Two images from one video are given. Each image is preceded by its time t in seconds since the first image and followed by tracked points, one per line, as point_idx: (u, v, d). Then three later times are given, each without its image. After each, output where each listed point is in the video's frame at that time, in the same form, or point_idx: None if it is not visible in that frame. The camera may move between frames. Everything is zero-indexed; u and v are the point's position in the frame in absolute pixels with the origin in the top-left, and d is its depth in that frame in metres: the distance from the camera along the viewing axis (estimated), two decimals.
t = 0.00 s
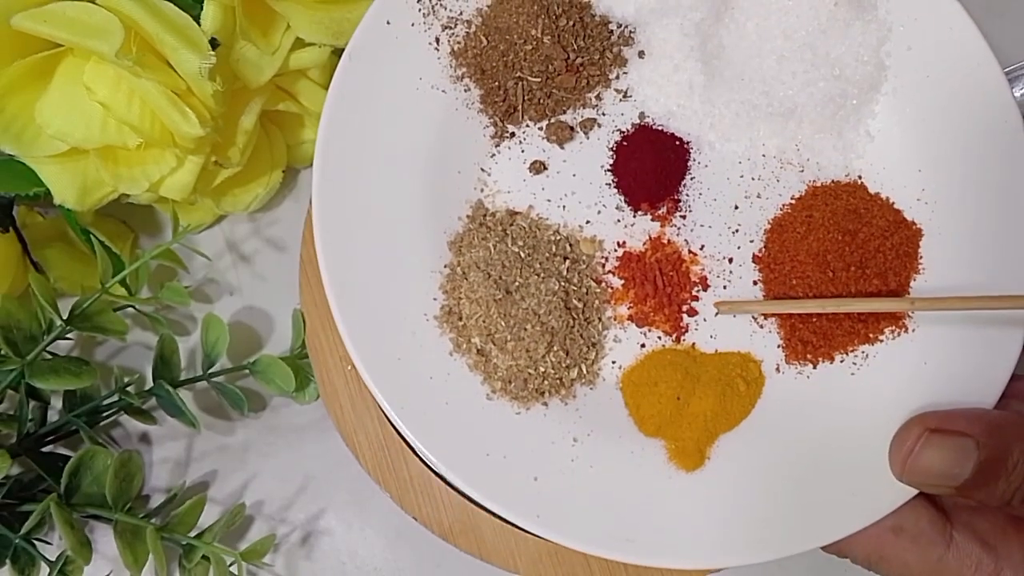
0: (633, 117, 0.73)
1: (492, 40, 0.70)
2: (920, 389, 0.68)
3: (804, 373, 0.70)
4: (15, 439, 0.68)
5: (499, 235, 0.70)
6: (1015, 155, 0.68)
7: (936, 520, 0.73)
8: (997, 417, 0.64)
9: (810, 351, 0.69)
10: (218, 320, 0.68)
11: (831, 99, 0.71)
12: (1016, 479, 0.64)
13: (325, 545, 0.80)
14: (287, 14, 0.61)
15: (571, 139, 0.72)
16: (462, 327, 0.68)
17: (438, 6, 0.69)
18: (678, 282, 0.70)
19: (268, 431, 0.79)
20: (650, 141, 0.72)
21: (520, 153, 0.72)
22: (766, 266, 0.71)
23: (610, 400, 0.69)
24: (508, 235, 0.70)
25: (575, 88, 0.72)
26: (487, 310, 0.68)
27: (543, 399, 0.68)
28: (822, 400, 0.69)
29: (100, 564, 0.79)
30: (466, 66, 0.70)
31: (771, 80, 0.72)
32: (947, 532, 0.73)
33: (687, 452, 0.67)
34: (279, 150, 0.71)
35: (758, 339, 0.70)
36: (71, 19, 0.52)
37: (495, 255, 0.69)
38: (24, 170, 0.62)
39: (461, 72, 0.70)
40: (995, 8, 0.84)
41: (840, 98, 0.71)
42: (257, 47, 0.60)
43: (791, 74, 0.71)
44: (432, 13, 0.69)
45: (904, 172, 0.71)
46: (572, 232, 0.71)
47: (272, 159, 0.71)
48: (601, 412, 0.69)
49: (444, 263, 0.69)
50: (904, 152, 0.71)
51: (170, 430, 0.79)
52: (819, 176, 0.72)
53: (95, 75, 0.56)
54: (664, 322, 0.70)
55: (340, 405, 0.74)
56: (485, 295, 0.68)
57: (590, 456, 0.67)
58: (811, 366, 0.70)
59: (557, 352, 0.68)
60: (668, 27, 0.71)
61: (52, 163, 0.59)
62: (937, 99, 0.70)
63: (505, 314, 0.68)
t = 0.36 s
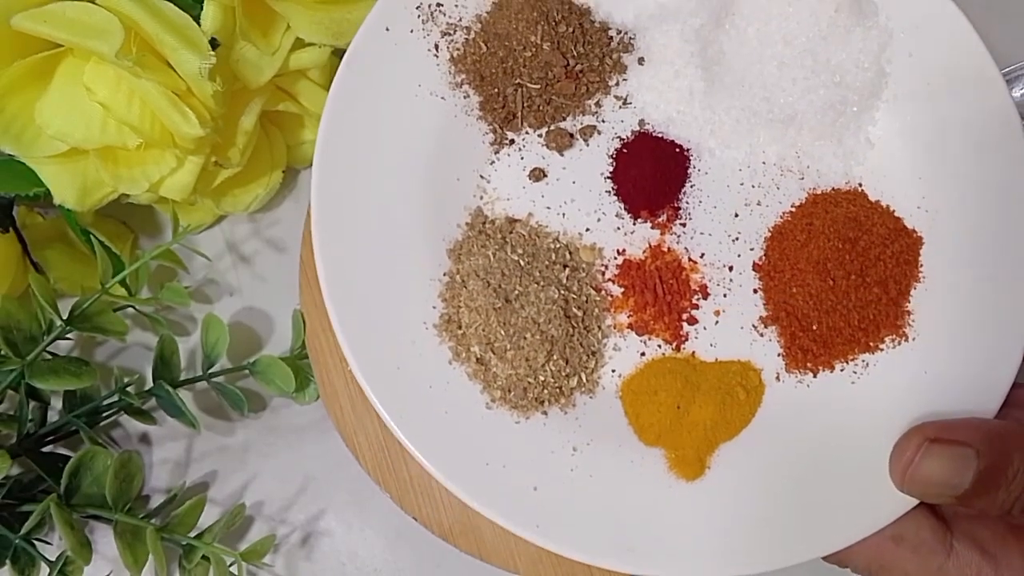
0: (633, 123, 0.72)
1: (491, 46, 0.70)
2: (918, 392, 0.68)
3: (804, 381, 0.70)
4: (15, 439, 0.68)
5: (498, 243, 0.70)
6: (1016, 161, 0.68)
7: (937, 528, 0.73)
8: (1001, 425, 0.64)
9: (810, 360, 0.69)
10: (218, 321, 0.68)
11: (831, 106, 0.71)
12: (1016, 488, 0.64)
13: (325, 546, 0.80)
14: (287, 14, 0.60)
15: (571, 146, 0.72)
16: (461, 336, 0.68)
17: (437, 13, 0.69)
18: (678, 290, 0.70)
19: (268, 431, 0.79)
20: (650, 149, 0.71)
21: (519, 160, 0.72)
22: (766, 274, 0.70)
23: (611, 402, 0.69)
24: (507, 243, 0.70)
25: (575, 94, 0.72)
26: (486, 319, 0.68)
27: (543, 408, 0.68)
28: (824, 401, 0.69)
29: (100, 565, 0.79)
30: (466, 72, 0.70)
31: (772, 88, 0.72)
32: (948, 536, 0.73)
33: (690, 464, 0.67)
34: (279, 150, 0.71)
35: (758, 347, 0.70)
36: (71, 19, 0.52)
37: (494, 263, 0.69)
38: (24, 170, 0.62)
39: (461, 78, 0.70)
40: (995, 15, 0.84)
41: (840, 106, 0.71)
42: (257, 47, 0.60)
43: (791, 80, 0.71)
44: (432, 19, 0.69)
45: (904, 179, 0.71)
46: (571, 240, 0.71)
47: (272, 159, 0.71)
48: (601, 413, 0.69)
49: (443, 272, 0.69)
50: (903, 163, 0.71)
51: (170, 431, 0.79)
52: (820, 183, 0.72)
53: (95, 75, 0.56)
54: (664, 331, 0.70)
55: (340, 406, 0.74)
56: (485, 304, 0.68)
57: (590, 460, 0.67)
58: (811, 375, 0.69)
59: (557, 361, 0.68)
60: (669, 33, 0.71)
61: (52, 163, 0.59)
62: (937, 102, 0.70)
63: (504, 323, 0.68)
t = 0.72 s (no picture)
0: (645, 120, 0.71)
1: (502, 41, 0.69)
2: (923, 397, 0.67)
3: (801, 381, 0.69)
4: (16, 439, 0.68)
5: (507, 240, 0.69)
6: None
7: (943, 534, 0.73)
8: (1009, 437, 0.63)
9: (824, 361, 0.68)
10: (218, 320, 0.68)
11: (844, 107, 0.69)
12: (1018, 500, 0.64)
13: (325, 545, 0.80)
14: (287, 14, 0.61)
15: (582, 142, 0.70)
16: (470, 333, 0.68)
17: (449, 7, 0.68)
18: (688, 289, 0.69)
19: (268, 430, 0.79)
20: (662, 145, 0.70)
21: (531, 157, 0.70)
22: (778, 274, 0.69)
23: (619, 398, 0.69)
24: (517, 240, 0.69)
25: (587, 91, 0.70)
26: (496, 318, 0.67)
27: (551, 408, 0.67)
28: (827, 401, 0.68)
29: (100, 564, 0.79)
30: (477, 67, 0.69)
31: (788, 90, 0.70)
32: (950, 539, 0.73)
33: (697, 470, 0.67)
34: (280, 150, 0.71)
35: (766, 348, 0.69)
36: (72, 19, 0.52)
37: (503, 260, 0.68)
38: (25, 170, 0.62)
39: (472, 73, 0.69)
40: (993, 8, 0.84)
41: (852, 106, 0.69)
42: (257, 46, 0.61)
43: (803, 81, 0.69)
44: (443, 13, 0.68)
45: (918, 181, 0.69)
46: (581, 238, 0.70)
47: (272, 158, 0.70)
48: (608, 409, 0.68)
49: (451, 268, 0.69)
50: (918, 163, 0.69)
51: (170, 430, 0.79)
52: (834, 183, 0.70)
53: (96, 75, 0.56)
54: (673, 331, 0.69)
55: (340, 403, 0.74)
56: (493, 302, 0.68)
57: (596, 461, 0.67)
58: (822, 376, 0.69)
59: (564, 362, 0.68)
60: (681, 31, 0.69)
61: (53, 162, 0.59)
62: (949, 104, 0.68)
63: (514, 321, 0.67)
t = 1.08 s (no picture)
0: (671, 103, 0.65)
1: (530, 21, 0.65)
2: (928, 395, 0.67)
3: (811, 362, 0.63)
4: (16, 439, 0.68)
5: (532, 218, 0.62)
6: None
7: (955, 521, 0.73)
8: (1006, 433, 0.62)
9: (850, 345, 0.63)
10: (219, 320, 0.68)
11: (865, 95, 0.65)
12: None
13: (326, 545, 0.79)
14: (287, 14, 0.60)
15: (608, 123, 0.64)
16: (493, 309, 0.61)
17: None
18: (709, 269, 0.63)
19: (268, 430, 0.79)
20: (684, 125, 0.64)
21: (556, 136, 0.64)
22: (802, 258, 0.63)
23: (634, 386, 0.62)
24: (541, 219, 0.62)
25: (615, 72, 0.64)
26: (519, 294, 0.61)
27: (572, 381, 0.61)
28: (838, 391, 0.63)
29: (101, 564, 0.78)
30: (505, 47, 0.64)
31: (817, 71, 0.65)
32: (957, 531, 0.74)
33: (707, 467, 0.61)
34: (280, 149, 0.71)
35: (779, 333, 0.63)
36: (72, 19, 0.52)
37: (528, 238, 0.62)
38: (25, 170, 0.62)
39: (500, 53, 0.64)
40: None
41: (875, 96, 0.65)
42: (257, 46, 0.60)
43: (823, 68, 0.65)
44: None
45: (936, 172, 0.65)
46: (606, 217, 0.63)
47: (272, 158, 0.70)
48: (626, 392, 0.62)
49: (476, 246, 0.62)
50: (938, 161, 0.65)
51: (170, 430, 0.79)
52: (858, 169, 0.65)
53: (96, 75, 0.56)
54: (696, 311, 0.63)
55: (341, 403, 0.75)
56: (518, 277, 0.61)
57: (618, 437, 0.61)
58: (843, 359, 0.63)
59: (585, 341, 0.61)
60: (709, 19, 0.64)
61: (53, 162, 0.59)
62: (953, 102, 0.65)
63: (539, 296, 0.61)
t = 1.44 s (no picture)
0: (705, 93, 0.72)
1: (565, 10, 0.70)
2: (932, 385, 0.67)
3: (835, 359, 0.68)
4: (14, 440, 0.67)
5: (561, 206, 0.69)
6: None
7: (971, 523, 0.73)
8: None
9: (877, 341, 0.68)
10: (219, 321, 0.68)
11: (907, 87, 0.70)
12: None
13: (326, 546, 0.79)
14: (288, 14, 0.60)
15: (640, 113, 0.71)
16: (519, 297, 0.67)
17: None
18: (738, 263, 0.69)
19: (267, 431, 0.79)
20: (719, 118, 0.71)
21: (587, 126, 0.71)
22: (831, 255, 0.70)
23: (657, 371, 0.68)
24: (570, 207, 0.69)
25: (648, 62, 0.71)
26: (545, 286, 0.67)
27: (596, 371, 0.67)
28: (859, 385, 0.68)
29: (99, 566, 0.78)
30: (539, 33, 0.70)
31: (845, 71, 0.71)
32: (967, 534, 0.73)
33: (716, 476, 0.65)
34: (280, 149, 0.71)
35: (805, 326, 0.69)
36: (70, 18, 0.52)
37: (556, 225, 0.69)
38: (23, 169, 0.62)
39: (534, 39, 0.70)
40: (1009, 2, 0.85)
41: (914, 87, 0.70)
42: (257, 47, 0.60)
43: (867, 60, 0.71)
44: None
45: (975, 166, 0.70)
46: (634, 208, 0.70)
47: (272, 157, 0.70)
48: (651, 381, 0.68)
49: (504, 231, 0.68)
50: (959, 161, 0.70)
51: (169, 431, 0.78)
52: (892, 165, 0.70)
53: (95, 75, 0.56)
54: (722, 305, 0.69)
55: (341, 403, 0.75)
56: (544, 265, 0.68)
57: (639, 427, 0.66)
58: (869, 357, 0.68)
59: (609, 332, 0.67)
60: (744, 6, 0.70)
61: (52, 163, 0.58)
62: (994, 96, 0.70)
63: (563, 288, 0.68)
